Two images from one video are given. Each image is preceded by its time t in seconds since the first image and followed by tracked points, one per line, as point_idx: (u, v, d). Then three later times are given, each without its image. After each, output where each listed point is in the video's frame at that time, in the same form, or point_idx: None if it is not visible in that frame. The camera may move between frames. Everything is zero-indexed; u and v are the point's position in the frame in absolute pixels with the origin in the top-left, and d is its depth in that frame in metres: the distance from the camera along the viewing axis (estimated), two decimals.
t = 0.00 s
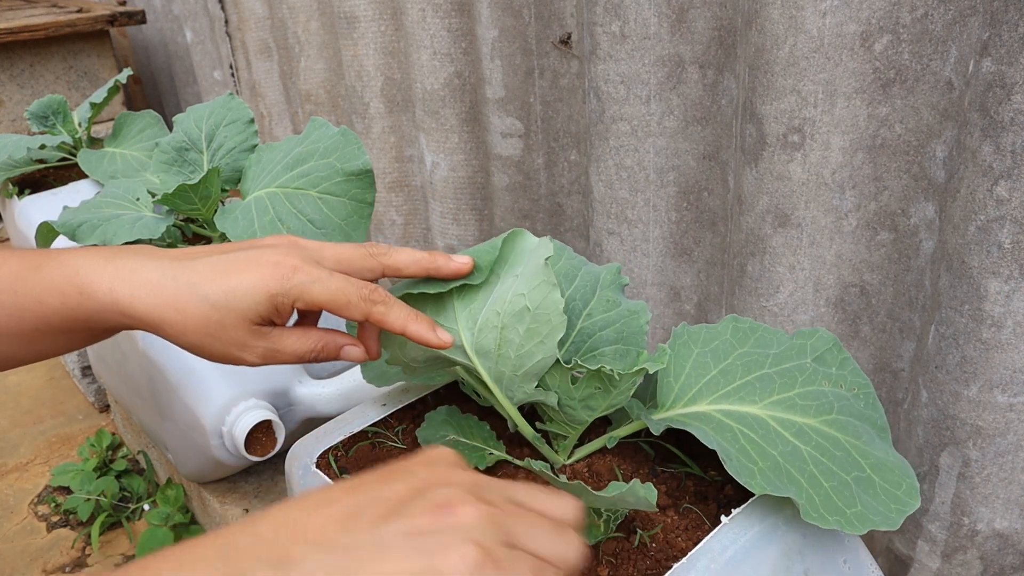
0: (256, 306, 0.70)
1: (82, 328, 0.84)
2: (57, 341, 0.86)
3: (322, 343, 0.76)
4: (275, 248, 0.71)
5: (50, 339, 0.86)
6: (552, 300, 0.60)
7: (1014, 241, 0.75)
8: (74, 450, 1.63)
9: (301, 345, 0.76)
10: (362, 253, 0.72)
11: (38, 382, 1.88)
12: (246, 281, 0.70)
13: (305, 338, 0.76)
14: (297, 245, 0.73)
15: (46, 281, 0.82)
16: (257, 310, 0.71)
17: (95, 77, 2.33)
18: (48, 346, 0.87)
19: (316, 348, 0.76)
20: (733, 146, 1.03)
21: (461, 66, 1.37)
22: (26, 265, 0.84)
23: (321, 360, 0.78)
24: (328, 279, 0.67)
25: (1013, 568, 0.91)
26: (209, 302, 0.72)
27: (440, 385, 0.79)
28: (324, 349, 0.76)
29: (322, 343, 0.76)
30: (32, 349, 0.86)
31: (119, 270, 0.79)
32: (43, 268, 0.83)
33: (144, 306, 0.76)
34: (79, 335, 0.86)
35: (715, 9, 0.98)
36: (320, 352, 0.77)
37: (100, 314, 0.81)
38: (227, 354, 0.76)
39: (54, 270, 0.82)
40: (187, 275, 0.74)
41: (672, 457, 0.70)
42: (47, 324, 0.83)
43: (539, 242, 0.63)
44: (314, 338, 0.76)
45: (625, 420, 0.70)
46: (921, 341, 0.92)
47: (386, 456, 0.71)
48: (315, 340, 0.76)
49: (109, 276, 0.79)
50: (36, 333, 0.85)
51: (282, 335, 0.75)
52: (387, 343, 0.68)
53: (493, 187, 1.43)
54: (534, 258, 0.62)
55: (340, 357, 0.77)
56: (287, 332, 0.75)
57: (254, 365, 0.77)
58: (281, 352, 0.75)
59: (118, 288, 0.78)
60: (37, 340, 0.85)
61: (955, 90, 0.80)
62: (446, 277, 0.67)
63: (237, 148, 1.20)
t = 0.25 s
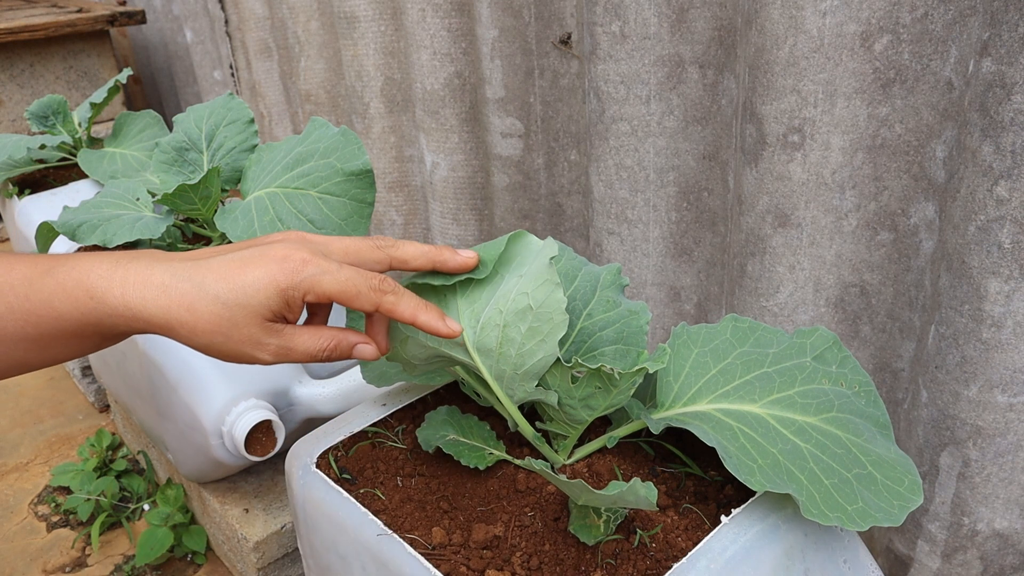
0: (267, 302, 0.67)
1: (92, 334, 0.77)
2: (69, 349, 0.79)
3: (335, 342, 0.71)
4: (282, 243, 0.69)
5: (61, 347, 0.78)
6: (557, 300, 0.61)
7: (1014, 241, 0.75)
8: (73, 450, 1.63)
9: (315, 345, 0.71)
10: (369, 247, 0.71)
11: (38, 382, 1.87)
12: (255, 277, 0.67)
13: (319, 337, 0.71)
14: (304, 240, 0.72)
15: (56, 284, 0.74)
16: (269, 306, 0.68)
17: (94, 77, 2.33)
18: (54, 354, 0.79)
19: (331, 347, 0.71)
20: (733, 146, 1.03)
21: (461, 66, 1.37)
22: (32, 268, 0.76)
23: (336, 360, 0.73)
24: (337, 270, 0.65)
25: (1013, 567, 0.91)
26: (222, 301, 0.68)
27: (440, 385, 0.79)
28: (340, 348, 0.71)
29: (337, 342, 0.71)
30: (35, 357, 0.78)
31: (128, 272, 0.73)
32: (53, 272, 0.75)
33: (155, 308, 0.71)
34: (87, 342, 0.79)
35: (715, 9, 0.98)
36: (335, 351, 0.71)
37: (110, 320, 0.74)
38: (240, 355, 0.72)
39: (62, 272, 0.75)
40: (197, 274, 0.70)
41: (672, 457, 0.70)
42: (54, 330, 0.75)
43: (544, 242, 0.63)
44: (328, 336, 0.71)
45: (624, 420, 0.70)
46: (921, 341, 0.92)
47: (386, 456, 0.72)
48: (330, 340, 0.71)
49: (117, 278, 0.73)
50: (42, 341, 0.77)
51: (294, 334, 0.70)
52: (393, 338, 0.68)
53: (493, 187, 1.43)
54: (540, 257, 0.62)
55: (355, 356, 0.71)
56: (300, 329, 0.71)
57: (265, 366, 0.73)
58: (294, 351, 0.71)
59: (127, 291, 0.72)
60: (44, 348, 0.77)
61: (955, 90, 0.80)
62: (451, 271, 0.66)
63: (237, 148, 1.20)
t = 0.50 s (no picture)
0: (271, 307, 0.67)
1: (97, 341, 0.76)
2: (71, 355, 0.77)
3: (341, 348, 0.70)
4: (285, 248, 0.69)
5: (64, 353, 0.77)
6: (559, 304, 0.61)
7: (1014, 241, 0.75)
8: (73, 450, 1.63)
9: (321, 351, 0.70)
10: (373, 250, 0.71)
11: (38, 382, 1.88)
12: (260, 281, 0.67)
13: (326, 343, 0.70)
14: (308, 245, 0.72)
15: (62, 291, 0.73)
16: (274, 311, 0.68)
17: (94, 77, 2.33)
18: (59, 361, 0.78)
19: (337, 354, 0.70)
20: (733, 146, 1.03)
21: (461, 66, 1.37)
22: (41, 275, 0.75)
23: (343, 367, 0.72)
24: (342, 274, 0.66)
25: (1013, 567, 0.91)
26: (227, 307, 0.68)
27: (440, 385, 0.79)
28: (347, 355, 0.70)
29: (343, 348, 0.70)
30: (38, 364, 0.77)
31: (135, 279, 0.72)
32: (61, 279, 0.74)
33: (161, 315, 0.71)
34: (91, 349, 0.78)
35: (715, 9, 0.98)
36: (341, 358, 0.70)
37: (115, 328, 0.73)
38: (246, 361, 0.72)
39: (69, 279, 0.74)
40: (202, 281, 0.70)
41: (672, 457, 0.70)
42: (59, 337, 0.75)
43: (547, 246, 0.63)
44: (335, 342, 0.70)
45: (625, 420, 0.70)
46: (921, 340, 0.92)
47: (386, 456, 0.72)
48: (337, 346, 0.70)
49: (124, 284, 0.72)
50: (47, 348, 0.76)
51: (299, 339, 0.70)
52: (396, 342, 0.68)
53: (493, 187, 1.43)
54: (543, 262, 0.63)
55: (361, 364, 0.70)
56: (307, 335, 0.71)
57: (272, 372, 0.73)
58: (299, 357, 0.71)
59: (134, 298, 0.72)
60: (48, 355, 0.76)
61: (955, 90, 0.80)
62: (456, 274, 0.66)
63: (238, 148, 1.20)
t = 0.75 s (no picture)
0: (253, 318, 0.68)
1: (71, 346, 0.75)
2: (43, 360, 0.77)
3: (322, 363, 0.70)
4: (271, 259, 0.70)
5: (38, 357, 0.76)
6: (551, 306, 0.61)
7: (1014, 241, 0.75)
8: (73, 450, 1.63)
9: (299, 367, 0.70)
10: (361, 262, 0.72)
11: (39, 382, 1.88)
12: (244, 292, 0.68)
13: (305, 359, 0.70)
14: (293, 256, 0.72)
15: (37, 295, 0.73)
16: (255, 322, 0.68)
17: (94, 77, 2.33)
18: (33, 365, 0.77)
19: (316, 369, 0.70)
20: (733, 146, 1.03)
21: (461, 66, 1.37)
22: (10, 278, 0.74)
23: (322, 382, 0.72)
24: (328, 288, 0.66)
25: (1013, 568, 0.91)
26: (207, 315, 0.68)
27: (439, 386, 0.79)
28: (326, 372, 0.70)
29: (323, 364, 0.70)
30: (13, 368, 0.77)
31: (115, 285, 0.72)
32: (33, 282, 0.74)
33: (137, 322, 0.70)
34: (65, 354, 0.77)
35: (715, 9, 0.98)
36: (320, 373, 0.71)
37: (91, 333, 0.73)
38: (224, 371, 0.71)
39: (44, 283, 0.73)
40: (183, 288, 0.70)
41: (671, 457, 0.70)
42: (34, 341, 0.74)
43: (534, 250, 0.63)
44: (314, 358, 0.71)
45: (625, 419, 0.70)
46: (921, 340, 0.92)
47: (386, 456, 0.72)
48: (316, 362, 0.70)
49: (101, 290, 0.72)
50: (20, 352, 0.75)
51: (279, 353, 0.70)
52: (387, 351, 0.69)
53: (493, 187, 1.43)
54: (531, 267, 0.63)
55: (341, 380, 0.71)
56: (287, 348, 0.71)
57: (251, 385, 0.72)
58: (278, 370, 0.71)
59: (110, 304, 0.71)
60: (21, 359, 0.76)
61: (955, 90, 0.80)
62: (441, 287, 0.66)
63: (237, 148, 1.20)
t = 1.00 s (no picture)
0: (259, 312, 0.66)
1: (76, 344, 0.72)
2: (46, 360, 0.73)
3: (328, 359, 0.69)
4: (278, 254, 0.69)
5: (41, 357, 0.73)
6: (554, 303, 0.61)
7: (1014, 241, 0.75)
8: (73, 450, 1.63)
9: (303, 363, 0.69)
10: (364, 258, 0.71)
11: (39, 382, 1.88)
12: (253, 286, 0.66)
13: (310, 354, 0.69)
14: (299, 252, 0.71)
15: (45, 291, 0.70)
16: (261, 316, 0.67)
17: (94, 77, 2.33)
18: (32, 365, 0.73)
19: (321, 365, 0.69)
20: (733, 146, 1.03)
21: (461, 66, 1.37)
22: (19, 275, 0.70)
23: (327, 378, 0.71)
24: (334, 283, 0.65)
25: (1013, 568, 0.91)
26: (214, 309, 0.66)
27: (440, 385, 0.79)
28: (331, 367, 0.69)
29: (328, 360, 0.69)
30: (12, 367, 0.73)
31: (120, 279, 0.70)
32: (42, 278, 0.70)
33: (142, 317, 0.68)
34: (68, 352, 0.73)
35: (715, 9, 0.98)
36: (325, 369, 0.69)
37: (96, 330, 0.70)
38: (229, 367, 0.70)
39: (51, 278, 0.70)
40: (191, 283, 0.68)
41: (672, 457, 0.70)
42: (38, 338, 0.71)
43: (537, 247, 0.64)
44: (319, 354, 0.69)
45: (625, 419, 0.70)
46: (921, 340, 0.92)
47: (386, 456, 0.72)
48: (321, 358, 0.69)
49: (107, 285, 0.69)
50: (22, 350, 0.72)
51: (284, 348, 0.69)
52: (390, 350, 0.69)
53: (493, 187, 1.43)
54: (535, 263, 0.63)
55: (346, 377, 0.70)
56: (294, 344, 0.69)
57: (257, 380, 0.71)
58: (283, 365, 0.69)
59: (117, 298, 0.69)
60: (23, 357, 0.72)
61: (955, 90, 0.80)
62: (447, 283, 0.66)
63: (237, 148, 1.20)
